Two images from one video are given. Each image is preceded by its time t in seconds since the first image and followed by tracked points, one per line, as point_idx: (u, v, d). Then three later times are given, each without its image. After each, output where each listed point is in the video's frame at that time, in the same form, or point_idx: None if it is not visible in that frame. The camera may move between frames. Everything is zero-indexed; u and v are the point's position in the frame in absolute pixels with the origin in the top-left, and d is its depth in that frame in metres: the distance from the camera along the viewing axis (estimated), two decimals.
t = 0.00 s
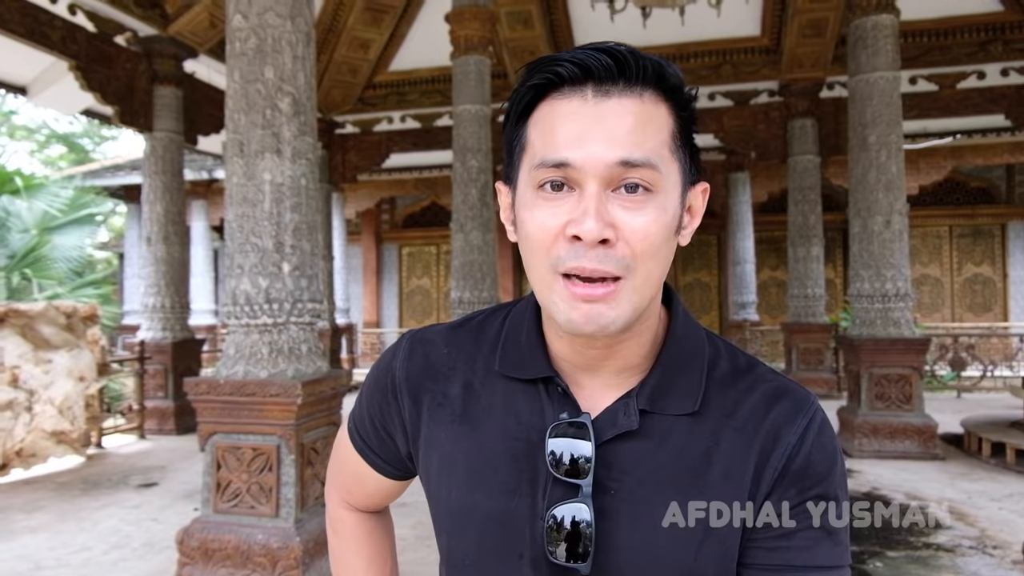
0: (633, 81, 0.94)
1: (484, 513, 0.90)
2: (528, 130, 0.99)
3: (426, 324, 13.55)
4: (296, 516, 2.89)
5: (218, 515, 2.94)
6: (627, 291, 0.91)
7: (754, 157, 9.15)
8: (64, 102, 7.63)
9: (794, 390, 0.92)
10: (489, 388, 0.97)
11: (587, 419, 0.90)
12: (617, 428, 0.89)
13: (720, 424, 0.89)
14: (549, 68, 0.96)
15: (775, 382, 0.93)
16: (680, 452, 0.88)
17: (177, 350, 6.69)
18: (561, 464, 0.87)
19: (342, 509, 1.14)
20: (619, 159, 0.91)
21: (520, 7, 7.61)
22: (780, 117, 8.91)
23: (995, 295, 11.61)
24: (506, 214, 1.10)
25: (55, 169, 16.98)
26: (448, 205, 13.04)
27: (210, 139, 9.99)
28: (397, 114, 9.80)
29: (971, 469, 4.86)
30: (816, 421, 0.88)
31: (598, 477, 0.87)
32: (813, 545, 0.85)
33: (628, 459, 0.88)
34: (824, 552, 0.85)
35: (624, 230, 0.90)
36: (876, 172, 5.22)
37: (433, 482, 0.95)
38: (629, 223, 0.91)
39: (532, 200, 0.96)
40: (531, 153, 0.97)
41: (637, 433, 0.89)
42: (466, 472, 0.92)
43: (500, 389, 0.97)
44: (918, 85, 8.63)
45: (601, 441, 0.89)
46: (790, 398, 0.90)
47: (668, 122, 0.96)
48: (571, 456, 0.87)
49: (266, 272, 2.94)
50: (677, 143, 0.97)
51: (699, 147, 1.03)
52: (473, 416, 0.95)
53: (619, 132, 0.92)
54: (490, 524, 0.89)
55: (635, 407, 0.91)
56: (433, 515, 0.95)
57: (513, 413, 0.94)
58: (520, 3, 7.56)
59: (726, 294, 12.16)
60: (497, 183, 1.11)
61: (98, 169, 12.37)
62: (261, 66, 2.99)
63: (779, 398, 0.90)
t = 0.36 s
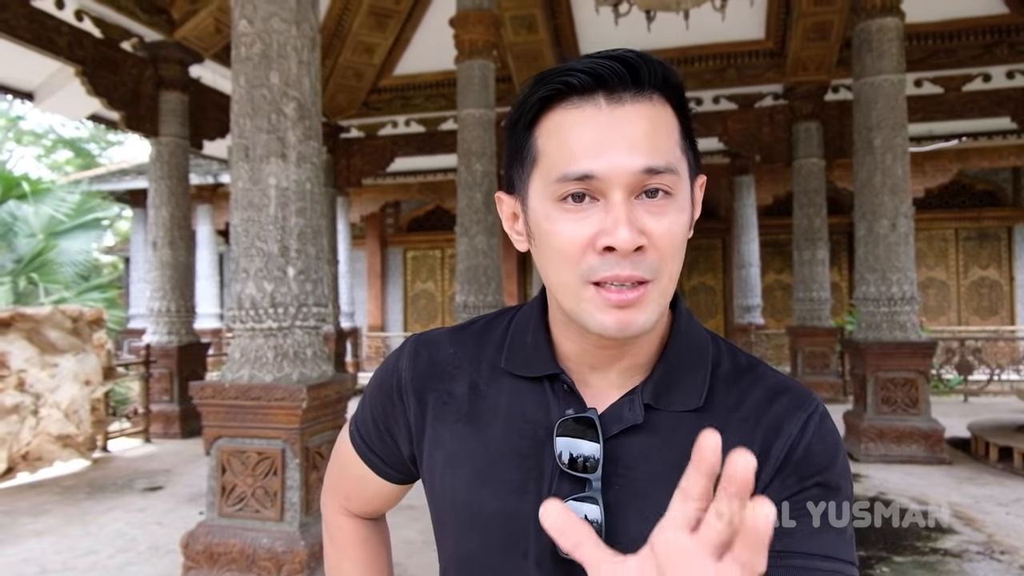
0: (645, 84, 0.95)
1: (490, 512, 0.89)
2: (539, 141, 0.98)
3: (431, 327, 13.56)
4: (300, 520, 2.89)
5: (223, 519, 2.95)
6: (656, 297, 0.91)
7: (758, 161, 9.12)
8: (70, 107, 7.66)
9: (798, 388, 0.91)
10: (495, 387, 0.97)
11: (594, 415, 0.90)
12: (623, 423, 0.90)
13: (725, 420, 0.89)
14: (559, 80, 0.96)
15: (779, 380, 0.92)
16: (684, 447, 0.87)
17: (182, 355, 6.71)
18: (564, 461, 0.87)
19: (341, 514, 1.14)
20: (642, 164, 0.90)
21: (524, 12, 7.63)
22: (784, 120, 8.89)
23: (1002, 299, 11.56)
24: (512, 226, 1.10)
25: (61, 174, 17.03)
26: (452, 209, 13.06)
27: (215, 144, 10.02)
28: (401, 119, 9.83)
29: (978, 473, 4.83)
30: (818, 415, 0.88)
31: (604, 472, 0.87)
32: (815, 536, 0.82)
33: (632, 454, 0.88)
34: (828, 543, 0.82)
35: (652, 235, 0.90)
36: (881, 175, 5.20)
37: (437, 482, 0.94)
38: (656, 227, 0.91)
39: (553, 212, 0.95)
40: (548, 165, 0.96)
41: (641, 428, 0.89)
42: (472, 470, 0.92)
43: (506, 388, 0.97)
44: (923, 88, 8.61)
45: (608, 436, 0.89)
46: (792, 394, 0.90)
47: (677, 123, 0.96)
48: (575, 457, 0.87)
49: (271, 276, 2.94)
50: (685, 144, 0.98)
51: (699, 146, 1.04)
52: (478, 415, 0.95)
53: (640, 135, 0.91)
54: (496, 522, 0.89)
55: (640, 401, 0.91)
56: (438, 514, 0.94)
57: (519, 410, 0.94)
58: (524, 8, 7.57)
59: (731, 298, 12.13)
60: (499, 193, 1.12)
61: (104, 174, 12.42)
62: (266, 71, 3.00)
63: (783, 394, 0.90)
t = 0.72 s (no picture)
0: (654, 96, 0.94)
1: (491, 524, 0.89)
2: (541, 149, 0.98)
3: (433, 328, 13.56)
4: (302, 520, 2.89)
5: (224, 519, 2.95)
6: (653, 315, 0.91)
7: (762, 164, 9.11)
8: (75, 106, 7.67)
9: (806, 402, 0.91)
10: (496, 400, 0.97)
11: (597, 434, 0.89)
12: (626, 445, 0.89)
13: (729, 439, 0.89)
14: (562, 87, 0.96)
15: (785, 395, 0.92)
16: (689, 466, 0.88)
17: (185, 353, 6.72)
18: (566, 478, 0.87)
19: (341, 517, 1.14)
20: (643, 180, 0.90)
21: (529, 14, 7.64)
22: (788, 123, 8.88)
23: (1006, 303, 11.54)
24: (513, 235, 1.10)
25: (66, 172, 17.08)
26: (455, 210, 13.06)
27: (219, 143, 10.04)
28: (405, 120, 9.85)
29: (981, 479, 4.82)
30: (825, 435, 0.88)
31: (607, 493, 0.87)
32: (821, 559, 0.85)
33: (636, 475, 0.88)
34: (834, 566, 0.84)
35: (653, 252, 0.90)
36: (885, 179, 5.19)
37: (437, 494, 0.94)
38: (657, 244, 0.91)
39: (551, 223, 0.95)
40: (546, 175, 0.96)
41: (645, 449, 0.89)
42: (472, 485, 0.92)
43: (507, 400, 0.96)
44: (928, 93, 8.60)
45: (612, 456, 0.89)
46: (800, 411, 0.89)
47: (684, 137, 0.96)
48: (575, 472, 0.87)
49: (274, 276, 2.95)
50: (692, 158, 0.98)
51: (710, 158, 1.03)
52: (479, 428, 0.95)
53: (643, 151, 0.92)
54: (496, 537, 0.89)
55: (644, 422, 0.90)
56: (438, 526, 0.94)
57: (520, 426, 0.93)
58: (529, 9, 7.58)
59: (734, 301, 12.12)
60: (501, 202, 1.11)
61: (108, 172, 12.45)
62: (271, 71, 3.00)
63: (790, 412, 0.89)
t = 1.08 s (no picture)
0: (662, 84, 0.94)
1: (495, 514, 0.89)
2: (548, 133, 0.98)
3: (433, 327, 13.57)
4: (302, 519, 2.89)
5: (225, 517, 2.95)
6: (656, 300, 0.91)
7: (763, 164, 9.10)
8: (75, 105, 7.67)
9: (809, 390, 0.91)
10: (499, 389, 0.97)
11: (600, 418, 0.89)
12: (629, 427, 0.89)
13: (733, 423, 0.88)
14: (572, 71, 0.95)
15: (788, 383, 0.92)
16: (692, 451, 0.87)
17: (186, 352, 6.72)
18: (569, 463, 0.87)
19: (344, 516, 1.13)
20: (649, 167, 0.90)
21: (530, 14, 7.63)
22: (790, 123, 8.88)
23: (1007, 304, 11.53)
24: (519, 218, 1.09)
25: (67, 171, 17.09)
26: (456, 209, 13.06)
27: (220, 142, 10.04)
28: (406, 119, 9.86)
29: (982, 479, 4.82)
30: (829, 419, 0.87)
31: (610, 476, 0.87)
32: (828, 544, 0.83)
33: (638, 459, 0.87)
34: (838, 550, 0.83)
35: (656, 238, 0.90)
36: (886, 179, 5.19)
37: (441, 484, 0.94)
38: (660, 230, 0.91)
39: (556, 206, 0.95)
40: (553, 158, 0.96)
41: (648, 432, 0.89)
42: (476, 473, 0.92)
43: (511, 389, 0.96)
44: (930, 92, 8.58)
45: (614, 439, 0.89)
46: (802, 397, 0.89)
47: (689, 124, 0.96)
48: (579, 458, 0.87)
49: (275, 275, 2.94)
50: (698, 144, 0.98)
51: (713, 146, 1.03)
52: (483, 416, 0.95)
53: (650, 137, 0.91)
54: (499, 527, 0.89)
55: (647, 404, 0.90)
56: (440, 518, 0.94)
57: (524, 413, 0.93)
58: (530, 9, 7.57)
59: (735, 301, 12.11)
60: (507, 185, 1.11)
61: (109, 171, 12.45)
62: (271, 69, 3.00)
63: (792, 398, 0.89)
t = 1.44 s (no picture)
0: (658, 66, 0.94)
1: (495, 514, 0.89)
2: (547, 120, 0.98)
3: (435, 323, 13.58)
4: (305, 515, 2.89)
5: (228, 513, 2.96)
6: (654, 281, 0.90)
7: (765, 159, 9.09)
8: (78, 101, 7.68)
9: (809, 383, 0.91)
10: (498, 388, 0.97)
11: (600, 417, 0.89)
12: (630, 425, 0.89)
13: (733, 419, 0.88)
14: (568, 55, 0.95)
15: (788, 376, 0.92)
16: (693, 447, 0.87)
17: (188, 348, 6.74)
18: (570, 463, 0.87)
19: (344, 515, 1.14)
20: (645, 146, 0.90)
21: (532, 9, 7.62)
22: (793, 118, 8.86)
23: (1010, 299, 11.51)
24: (518, 210, 1.09)
25: (69, 167, 17.12)
26: (458, 205, 13.06)
27: (222, 138, 10.04)
28: (408, 114, 9.86)
29: (985, 475, 4.81)
30: (829, 411, 0.87)
31: (611, 475, 0.87)
32: (830, 533, 0.82)
33: (638, 457, 0.87)
34: (845, 541, 0.81)
35: (652, 220, 0.90)
36: (890, 174, 5.18)
37: (441, 484, 0.94)
38: (656, 211, 0.90)
39: (553, 190, 0.95)
40: (550, 142, 0.96)
41: (648, 429, 0.89)
42: (475, 475, 0.91)
43: (509, 388, 0.96)
44: (934, 87, 8.56)
45: (613, 437, 0.89)
46: (802, 389, 0.90)
47: (687, 110, 0.96)
48: (582, 459, 0.87)
49: (277, 271, 2.94)
50: (695, 131, 0.98)
51: (712, 136, 1.03)
52: (482, 417, 0.95)
53: (647, 117, 0.91)
54: (500, 527, 0.89)
55: (647, 403, 0.91)
56: (440, 518, 0.94)
57: (522, 412, 0.93)
58: (532, 4, 7.55)
59: (737, 297, 12.10)
60: (507, 179, 1.11)
61: (111, 168, 12.46)
62: (273, 65, 3.00)
63: (792, 391, 0.89)
